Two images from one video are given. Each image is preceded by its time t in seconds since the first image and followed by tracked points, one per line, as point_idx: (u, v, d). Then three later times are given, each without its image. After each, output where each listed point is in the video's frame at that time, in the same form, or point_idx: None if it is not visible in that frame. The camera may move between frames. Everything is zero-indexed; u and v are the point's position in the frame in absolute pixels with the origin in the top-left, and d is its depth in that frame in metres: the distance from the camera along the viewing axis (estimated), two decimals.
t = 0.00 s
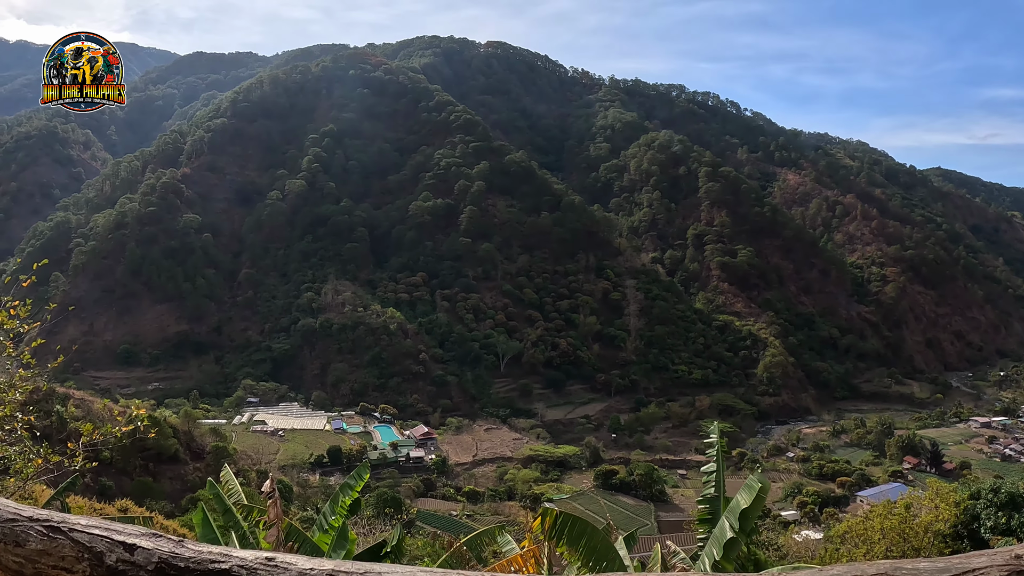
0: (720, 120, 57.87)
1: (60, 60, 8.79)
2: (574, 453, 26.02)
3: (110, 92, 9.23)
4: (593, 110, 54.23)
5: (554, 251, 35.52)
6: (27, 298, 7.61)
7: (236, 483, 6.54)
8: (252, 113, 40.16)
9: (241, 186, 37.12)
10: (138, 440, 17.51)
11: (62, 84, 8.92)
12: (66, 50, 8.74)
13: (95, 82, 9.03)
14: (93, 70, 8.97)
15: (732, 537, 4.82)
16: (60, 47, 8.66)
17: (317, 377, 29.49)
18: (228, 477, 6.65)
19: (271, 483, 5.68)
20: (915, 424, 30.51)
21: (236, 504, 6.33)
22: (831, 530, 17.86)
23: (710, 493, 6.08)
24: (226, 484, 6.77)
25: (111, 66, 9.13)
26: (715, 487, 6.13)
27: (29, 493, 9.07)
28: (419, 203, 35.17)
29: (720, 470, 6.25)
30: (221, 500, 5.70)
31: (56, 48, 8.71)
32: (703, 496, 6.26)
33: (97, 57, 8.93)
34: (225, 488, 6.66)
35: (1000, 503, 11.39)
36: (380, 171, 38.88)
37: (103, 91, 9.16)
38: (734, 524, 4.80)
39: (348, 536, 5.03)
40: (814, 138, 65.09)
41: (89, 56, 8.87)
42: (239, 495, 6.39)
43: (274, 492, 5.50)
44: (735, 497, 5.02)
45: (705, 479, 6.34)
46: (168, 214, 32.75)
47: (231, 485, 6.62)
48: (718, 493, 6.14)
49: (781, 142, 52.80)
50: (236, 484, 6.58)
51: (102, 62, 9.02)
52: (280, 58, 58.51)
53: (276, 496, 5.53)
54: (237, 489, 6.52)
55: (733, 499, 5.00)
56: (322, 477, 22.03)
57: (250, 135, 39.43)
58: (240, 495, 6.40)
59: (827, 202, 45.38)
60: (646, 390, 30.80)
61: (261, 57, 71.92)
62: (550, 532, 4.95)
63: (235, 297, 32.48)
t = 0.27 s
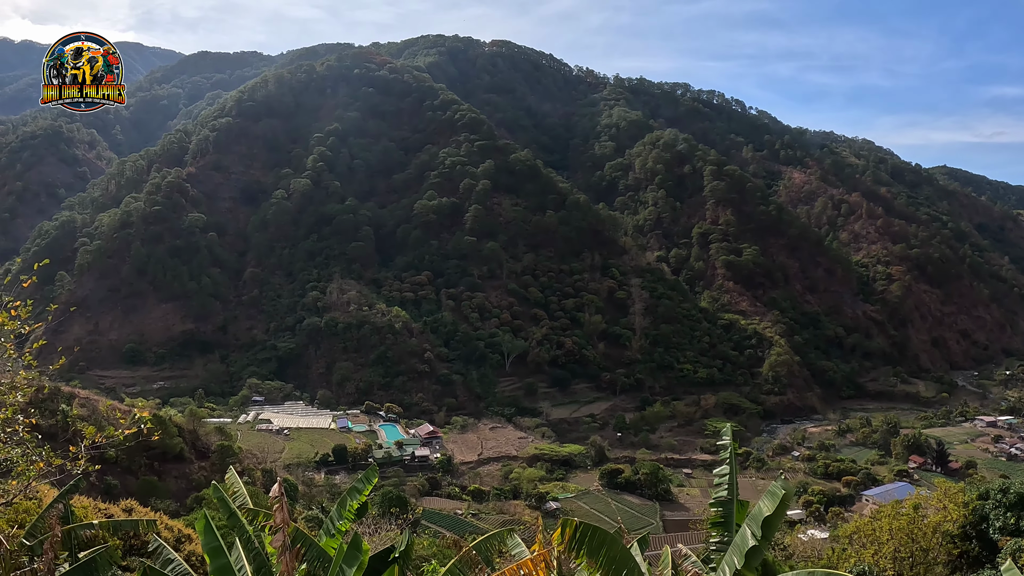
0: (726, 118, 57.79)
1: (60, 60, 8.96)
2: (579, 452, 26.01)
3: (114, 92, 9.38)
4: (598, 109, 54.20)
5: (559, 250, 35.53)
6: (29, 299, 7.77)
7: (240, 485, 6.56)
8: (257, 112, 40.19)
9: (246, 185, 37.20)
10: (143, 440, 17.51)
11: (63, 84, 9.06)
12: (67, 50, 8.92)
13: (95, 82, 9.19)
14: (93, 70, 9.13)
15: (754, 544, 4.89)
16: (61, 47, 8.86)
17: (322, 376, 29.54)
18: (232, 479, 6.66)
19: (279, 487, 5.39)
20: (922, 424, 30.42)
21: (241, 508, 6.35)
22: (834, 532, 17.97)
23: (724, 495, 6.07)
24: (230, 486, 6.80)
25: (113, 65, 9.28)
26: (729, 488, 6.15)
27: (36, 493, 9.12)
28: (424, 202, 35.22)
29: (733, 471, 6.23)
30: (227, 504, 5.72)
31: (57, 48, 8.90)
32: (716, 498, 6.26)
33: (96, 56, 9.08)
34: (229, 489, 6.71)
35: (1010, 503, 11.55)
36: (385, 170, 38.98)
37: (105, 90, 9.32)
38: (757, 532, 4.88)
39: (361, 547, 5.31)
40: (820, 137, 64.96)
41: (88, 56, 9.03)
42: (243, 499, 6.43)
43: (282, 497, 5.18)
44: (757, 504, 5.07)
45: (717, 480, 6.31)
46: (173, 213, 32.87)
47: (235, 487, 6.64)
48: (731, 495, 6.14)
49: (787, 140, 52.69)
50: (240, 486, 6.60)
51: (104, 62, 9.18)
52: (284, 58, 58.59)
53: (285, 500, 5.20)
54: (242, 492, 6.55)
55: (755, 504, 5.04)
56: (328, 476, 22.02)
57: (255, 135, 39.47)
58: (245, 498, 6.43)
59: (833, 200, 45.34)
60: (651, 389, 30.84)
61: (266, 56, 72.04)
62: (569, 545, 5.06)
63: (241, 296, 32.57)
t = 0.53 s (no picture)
0: (728, 116, 57.71)
1: (60, 60, 8.99)
2: (581, 450, 26.01)
3: (111, 92, 9.35)
4: (601, 107, 54.16)
5: (562, 248, 35.53)
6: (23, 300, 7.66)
7: (240, 487, 6.43)
8: (260, 111, 40.18)
9: (248, 183, 37.23)
10: (145, 439, 17.53)
11: (64, 84, 9.09)
12: (66, 50, 8.94)
13: (95, 82, 9.20)
14: (92, 71, 9.13)
15: (770, 553, 5.01)
16: (59, 47, 8.86)
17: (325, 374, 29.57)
18: (232, 481, 6.54)
19: (278, 490, 5.31)
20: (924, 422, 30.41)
21: (239, 509, 6.23)
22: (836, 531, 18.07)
23: (732, 498, 6.05)
24: (230, 487, 6.64)
25: (109, 66, 9.28)
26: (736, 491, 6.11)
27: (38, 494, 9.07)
28: (427, 200, 35.24)
29: (740, 472, 6.17)
30: (226, 506, 5.71)
31: (54, 48, 8.90)
32: (723, 501, 6.24)
33: (97, 57, 9.09)
34: (228, 491, 6.55)
35: (1014, 503, 11.19)
36: (387, 168, 39.02)
37: (102, 90, 9.29)
38: (771, 541, 5.00)
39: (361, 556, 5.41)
40: (823, 135, 64.89)
41: (88, 56, 9.04)
42: (242, 501, 6.29)
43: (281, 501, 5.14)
44: (772, 514, 5.16)
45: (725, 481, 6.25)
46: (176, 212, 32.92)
47: (234, 489, 6.53)
48: (738, 498, 6.12)
49: (789, 138, 52.64)
50: (240, 488, 6.48)
51: (101, 61, 9.16)
52: (287, 56, 58.59)
53: (284, 503, 5.17)
54: (241, 494, 6.41)
55: (770, 513, 5.20)
56: (330, 474, 22.05)
57: (258, 133, 39.46)
58: (244, 500, 6.31)
59: (836, 199, 45.32)
60: (654, 387, 30.87)
61: (269, 55, 72.08)
62: (578, 557, 5.05)
63: (243, 295, 32.62)
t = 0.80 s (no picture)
0: (729, 115, 57.66)
1: (61, 60, 8.95)
2: (582, 449, 26.00)
3: (115, 92, 9.32)
4: (602, 106, 54.14)
5: (563, 247, 35.53)
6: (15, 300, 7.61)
7: (235, 489, 6.40)
8: (260, 109, 40.14)
9: (249, 182, 37.23)
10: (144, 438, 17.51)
11: (64, 84, 9.07)
12: (67, 49, 8.90)
13: (95, 82, 9.17)
14: (95, 70, 9.12)
15: (776, 564, 5.03)
16: (62, 47, 8.85)
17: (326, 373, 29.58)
18: (227, 483, 6.49)
19: (269, 493, 5.17)
20: (925, 421, 30.40)
21: (234, 511, 6.19)
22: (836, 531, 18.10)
23: (734, 502, 6.00)
24: (224, 489, 6.59)
25: (111, 66, 9.24)
26: (738, 494, 6.06)
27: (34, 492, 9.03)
28: (427, 199, 35.25)
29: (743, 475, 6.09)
30: (221, 508, 5.64)
31: (57, 48, 8.89)
32: (724, 504, 6.21)
33: (97, 56, 9.08)
34: (223, 493, 6.50)
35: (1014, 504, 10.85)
36: (388, 167, 39.04)
37: (108, 89, 9.27)
38: (777, 552, 5.02)
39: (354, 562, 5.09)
40: (823, 134, 64.87)
41: (88, 56, 9.03)
42: (237, 503, 6.26)
43: (270, 504, 4.93)
44: (780, 526, 5.17)
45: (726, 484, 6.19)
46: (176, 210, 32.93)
47: (229, 491, 6.47)
48: (740, 501, 6.08)
49: (790, 137, 52.62)
50: (235, 490, 6.43)
51: (104, 62, 9.16)
52: (287, 55, 58.52)
53: (276, 506, 5.05)
54: (237, 496, 6.36)
55: (776, 524, 5.21)
56: (331, 473, 22.07)
57: (258, 131, 39.42)
58: (239, 502, 6.27)
59: (836, 197, 45.31)
60: (655, 386, 30.84)
61: (269, 53, 72.08)
62: (576, 567, 5.04)
63: (244, 293, 32.63)
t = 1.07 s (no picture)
0: (727, 115, 57.66)
1: (60, 61, 8.29)
2: (579, 448, 26.01)
3: (114, 94, 8.73)
4: (600, 105, 54.12)
5: (561, 246, 35.53)
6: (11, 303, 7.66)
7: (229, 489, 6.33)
8: (258, 108, 40.09)
9: (247, 180, 37.18)
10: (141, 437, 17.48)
11: (63, 84, 8.41)
12: (68, 49, 8.26)
13: (95, 82, 8.51)
14: (96, 70, 8.47)
15: (774, 567, 5.03)
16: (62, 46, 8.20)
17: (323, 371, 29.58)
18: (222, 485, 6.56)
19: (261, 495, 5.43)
20: (923, 420, 30.44)
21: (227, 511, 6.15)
22: (834, 530, 18.15)
23: (731, 502, 5.99)
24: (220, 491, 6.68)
25: (112, 65, 8.61)
26: (735, 495, 6.04)
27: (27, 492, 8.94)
28: (425, 197, 35.23)
29: (740, 476, 6.08)
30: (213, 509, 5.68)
31: (57, 47, 8.25)
32: (721, 504, 6.20)
33: (97, 56, 8.44)
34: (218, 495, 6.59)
35: (1013, 505, 10.83)
36: (386, 166, 39.03)
37: (107, 92, 8.69)
38: (775, 555, 5.01)
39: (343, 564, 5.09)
40: (821, 133, 64.95)
41: (88, 56, 8.36)
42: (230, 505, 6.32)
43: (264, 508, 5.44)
44: (779, 530, 5.21)
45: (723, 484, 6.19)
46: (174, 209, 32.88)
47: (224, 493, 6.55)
48: (737, 502, 6.07)
49: (788, 137, 52.64)
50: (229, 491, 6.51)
51: (103, 62, 8.53)
52: (285, 53, 58.45)
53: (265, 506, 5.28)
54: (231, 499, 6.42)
55: (775, 527, 5.24)
56: (328, 472, 22.08)
57: (256, 130, 39.35)
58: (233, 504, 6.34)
59: (834, 197, 45.33)
60: (653, 385, 30.84)
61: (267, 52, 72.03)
62: (570, 567, 4.64)
63: (242, 292, 32.60)
